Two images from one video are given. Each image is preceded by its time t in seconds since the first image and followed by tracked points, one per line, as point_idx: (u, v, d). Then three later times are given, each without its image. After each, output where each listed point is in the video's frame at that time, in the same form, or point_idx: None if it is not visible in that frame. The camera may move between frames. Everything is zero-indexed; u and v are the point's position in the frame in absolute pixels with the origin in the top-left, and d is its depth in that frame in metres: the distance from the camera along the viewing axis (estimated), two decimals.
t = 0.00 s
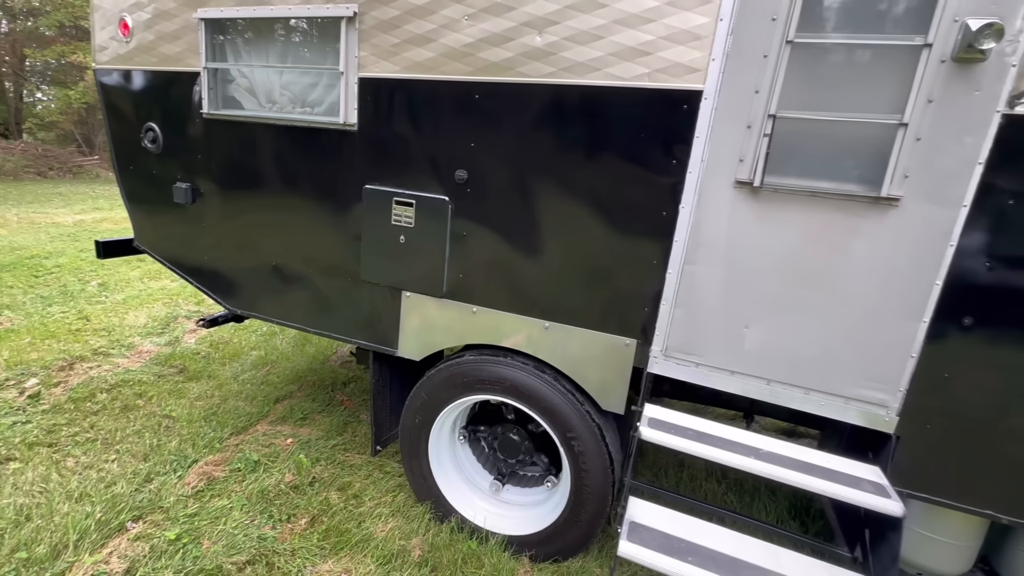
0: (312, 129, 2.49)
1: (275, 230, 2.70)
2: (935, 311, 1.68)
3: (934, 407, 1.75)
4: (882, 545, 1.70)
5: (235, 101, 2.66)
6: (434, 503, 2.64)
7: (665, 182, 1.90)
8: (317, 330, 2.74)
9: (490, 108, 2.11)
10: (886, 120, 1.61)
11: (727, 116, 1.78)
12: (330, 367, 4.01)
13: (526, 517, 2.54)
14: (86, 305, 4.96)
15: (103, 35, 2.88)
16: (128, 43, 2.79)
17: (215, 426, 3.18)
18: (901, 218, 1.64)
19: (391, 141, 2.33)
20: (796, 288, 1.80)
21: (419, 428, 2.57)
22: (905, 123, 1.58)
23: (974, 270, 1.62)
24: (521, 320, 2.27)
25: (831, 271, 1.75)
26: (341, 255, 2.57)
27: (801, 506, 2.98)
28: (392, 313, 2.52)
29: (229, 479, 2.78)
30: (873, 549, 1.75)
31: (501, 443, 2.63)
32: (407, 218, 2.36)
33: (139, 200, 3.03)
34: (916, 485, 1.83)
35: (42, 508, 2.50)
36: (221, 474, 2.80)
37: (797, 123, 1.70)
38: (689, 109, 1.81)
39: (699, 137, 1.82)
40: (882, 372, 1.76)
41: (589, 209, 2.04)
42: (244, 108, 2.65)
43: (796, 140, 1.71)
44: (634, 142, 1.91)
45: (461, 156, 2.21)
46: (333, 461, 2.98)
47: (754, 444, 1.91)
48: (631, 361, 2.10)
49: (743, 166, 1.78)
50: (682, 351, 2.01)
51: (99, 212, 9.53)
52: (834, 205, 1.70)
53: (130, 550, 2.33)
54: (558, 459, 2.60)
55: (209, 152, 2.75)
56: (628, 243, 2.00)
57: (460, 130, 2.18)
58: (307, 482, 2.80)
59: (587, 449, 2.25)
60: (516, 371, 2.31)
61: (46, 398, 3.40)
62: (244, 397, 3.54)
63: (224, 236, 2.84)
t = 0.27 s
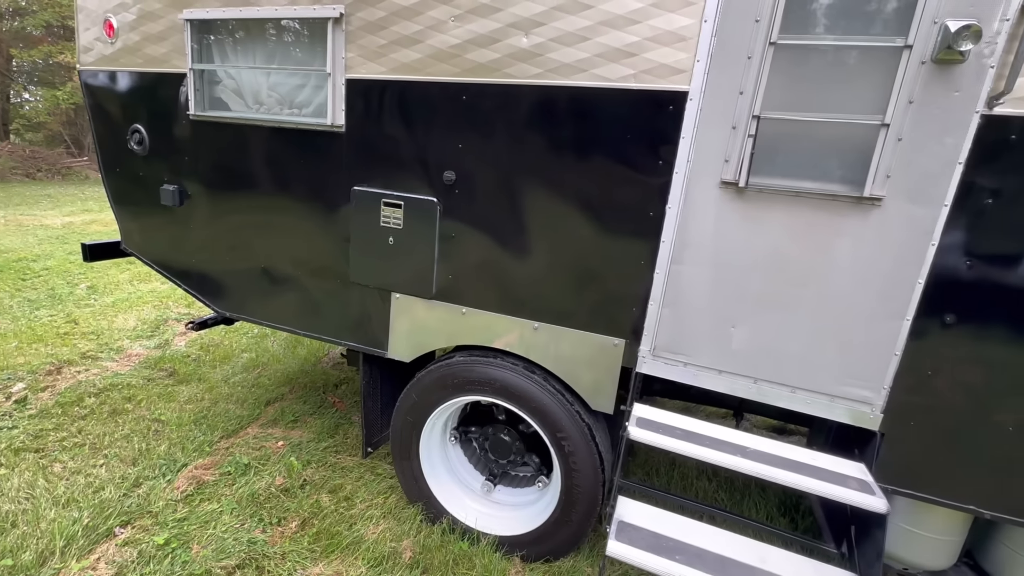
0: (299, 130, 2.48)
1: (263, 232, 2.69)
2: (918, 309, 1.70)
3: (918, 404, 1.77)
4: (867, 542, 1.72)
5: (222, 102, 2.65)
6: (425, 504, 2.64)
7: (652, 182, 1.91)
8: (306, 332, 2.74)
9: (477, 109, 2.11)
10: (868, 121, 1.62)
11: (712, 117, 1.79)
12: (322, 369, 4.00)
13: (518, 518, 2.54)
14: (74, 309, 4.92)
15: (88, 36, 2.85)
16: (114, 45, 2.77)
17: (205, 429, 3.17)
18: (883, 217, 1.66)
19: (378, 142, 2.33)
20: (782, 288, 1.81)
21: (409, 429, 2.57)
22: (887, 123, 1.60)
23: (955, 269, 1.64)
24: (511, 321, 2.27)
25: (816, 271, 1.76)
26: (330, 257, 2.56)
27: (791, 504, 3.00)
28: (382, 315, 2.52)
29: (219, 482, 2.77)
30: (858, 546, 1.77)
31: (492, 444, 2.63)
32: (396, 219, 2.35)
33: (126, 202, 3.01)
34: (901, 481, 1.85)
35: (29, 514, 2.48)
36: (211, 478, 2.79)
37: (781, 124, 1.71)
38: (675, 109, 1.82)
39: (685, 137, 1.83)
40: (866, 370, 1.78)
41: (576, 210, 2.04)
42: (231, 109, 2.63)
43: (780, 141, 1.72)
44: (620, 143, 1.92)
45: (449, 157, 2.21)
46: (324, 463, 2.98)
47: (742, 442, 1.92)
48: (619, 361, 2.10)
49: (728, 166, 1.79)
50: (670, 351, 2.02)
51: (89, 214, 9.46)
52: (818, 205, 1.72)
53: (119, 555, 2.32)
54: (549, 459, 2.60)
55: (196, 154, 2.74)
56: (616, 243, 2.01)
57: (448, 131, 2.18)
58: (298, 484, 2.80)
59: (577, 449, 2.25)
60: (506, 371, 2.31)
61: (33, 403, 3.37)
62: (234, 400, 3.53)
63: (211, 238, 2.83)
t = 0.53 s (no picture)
0: (289, 130, 2.47)
1: (254, 232, 2.67)
2: (904, 305, 1.72)
3: (906, 399, 1.79)
4: (856, 536, 1.74)
5: (210, 101, 2.63)
6: (418, 504, 2.64)
7: (641, 180, 1.91)
8: (297, 333, 2.73)
9: (467, 108, 2.11)
10: (855, 119, 1.63)
11: (701, 116, 1.79)
12: (315, 370, 3.98)
13: (511, 517, 2.54)
14: (63, 311, 4.88)
15: (74, 35, 2.83)
16: (100, 44, 2.75)
17: (196, 431, 3.15)
18: (870, 215, 1.68)
19: (369, 142, 2.32)
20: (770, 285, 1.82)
21: (402, 429, 2.56)
22: (873, 121, 1.61)
23: (940, 265, 1.66)
24: (502, 319, 2.27)
25: (804, 268, 1.77)
26: (320, 257, 2.56)
27: (783, 499, 3.02)
28: (373, 315, 2.52)
29: (210, 485, 2.76)
30: (847, 541, 1.78)
31: (485, 443, 2.63)
32: (387, 218, 2.35)
33: (114, 203, 2.98)
34: (889, 476, 1.87)
35: (17, 518, 2.46)
36: (202, 480, 2.78)
37: (769, 122, 1.72)
38: (664, 108, 1.83)
39: (674, 136, 1.84)
40: (854, 366, 1.80)
41: (567, 209, 2.04)
42: (220, 109, 2.61)
43: (768, 139, 1.73)
44: (610, 141, 1.92)
45: (439, 156, 2.20)
46: (316, 464, 2.97)
47: (732, 439, 1.93)
48: (611, 359, 2.11)
49: (717, 165, 1.80)
50: (661, 349, 2.03)
51: (78, 215, 9.38)
52: (806, 202, 1.73)
53: (108, 559, 2.31)
54: (542, 457, 2.61)
55: (185, 154, 2.72)
56: (606, 242, 2.01)
57: (438, 130, 2.18)
58: (290, 486, 2.79)
59: (570, 447, 2.26)
60: (498, 370, 2.31)
61: (21, 406, 3.34)
62: (226, 401, 3.51)
63: (201, 239, 2.81)
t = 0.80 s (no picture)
0: (277, 129, 2.46)
1: (242, 231, 2.66)
2: (887, 300, 1.75)
3: (890, 392, 1.82)
4: (841, 528, 1.77)
5: (197, 100, 2.62)
6: (410, 503, 2.64)
7: (629, 178, 1.93)
8: (287, 332, 2.72)
9: (456, 107, 2.11)
10: (838, 117, 1.66)
11: (687, 114, 1.81)
12: (305, 370, 3.97)
13: (503, 514, 2.55)
14: (49, 313, 4.83)
15: (57, 33, 2.80)
16: (84, 41, 2.72)
17: (185, 433, 3.13)
18: (853, 212, 1.71)
19: (358, 141, 2.32)
20: (756, 281, 1.85)
21: (393, 428, 2.57)
22: (855, 119, 1.64)
23: (921, 260, 1.69)
24: (492, 317, 2.28)
25: (789, 264, 1.80)
26: (310, 257, 2.55)
27: (771, 493, 3.05)
28: (364, 314, 2.52)
29: (200, 486, 2.74)
30: (833, 532, 1.81)
31: (476, 441, 2.64)
32: (376, 217, 2.35)
33: (99, 203, 2.96)
34: (873, 468, 1.90)
35: (3, 522, 2.44)
36: (192, 482, 2.77)
37: (754, 120, 1.74)
38: (651, 106, 1.84)
39: (660, 134, 1.85)
40: (839, 360, 1.82)
41: (555, 206, 2.05)
42: (207, 108, 2.60)
43: (753, 137, 1.75)
44: (598, 139, 1.94)
45: (428, 155, 2.21)
46: (308, 464, 2.96)
47: (719, 433, 1.96)
48: (601, 355, 2.13)
49: (703, 162, 1.82)
50: (649, 345, 2.04)
51: (63, 216, 9.27)
52: (790, 199, 1.76)
53: (97, 562, 2.30)
54: (533, 454, 2.62)
55: (172, 153, 2.70)
56: (595, 239, 2.03)
57: (427, 129, 2.19)
58: (281, 486, 2.78)
59: (560, 444, 2.27)
60: (488, 368, 2.32)
61: (6, 409, 3.30)
62: (215, 402, 3.49)
63: (189, 239, 2.80)
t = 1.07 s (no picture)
0: (267, 128, 2.45)
1: (233, 231, 2.65)
2: (873, 297, 1.77)
3: (877, 387, 1.84)
4: (829, 521, 1.79)
5: (186, 99, 2.60)
6: (403, 502, 2.64)
7: (620, 177, 1.94)
8: (278, 332, 2.71)
9: (447, 106, 2.12)
10: (825, 116, 1.68)
11: (677, 113, 1.83)
12: (297, 370, 3.96)
13: (496, 512, 2.56)
14: (36, 314, 4.78)
15: (43, 31, 2.77)
16: (70, 39, 2.70)
17: (176, 434, 3.12)
18: (840, 209, 1.73)
19: (349, 140, 2.32)
20: (745, 278, 1.87)
21: (386, 427, 2.57)
22: (842, 118, 1.66)
23: (907, 257, 1.71)
24: (484, 316, 2.29)
25: (778, 261, 1.82)
26: (301, 256, 2.55)
27: (762, 489, 3.08)
28: (356, 313, 2.51)
29: (191, 487, 2.73)
30: (821, 526, 1.84)
31: (469, 439, 2.65)
32: (368, 216, 2.35)
33: (87, 203, 2.94)
34: (861, 462, 1.93)
35: None
36: (183, 483, 2.76)
37: (742, 119, 1.76)
38: (641, 105, 1.86)
39: (650, 133, 1.87)
40: (827, 356, 1.85)
41: (547, 205, 2.06)
42: (196, 106, 2.58)
43: (742, 135, 1.77)
44: (589, 138, 1.95)
45: (419, 154, 2.21)
46: (300, 465, 2.96)
47: (710, 429, 1.98)
48: (592, 353, 2.14)
49: (693, 161, 1.83)
50: (641, 342, 2.06)
51: (50, 217, 9.17)
52: (779, 197, 1.78)
53: (86, 565, 2.29)
54: (526, 452, 2.63)
55: (161, 152, 2.69)
56: (586, 237, 2.04)
57: (418, 128, 2.19)
58: (273, 486, 2.78)
59: (553, 442, 2.28)
60: (481, 367, 2.33)
61: None
62: (207, 403, 3.48)
63: (179, 239, 2.78)
